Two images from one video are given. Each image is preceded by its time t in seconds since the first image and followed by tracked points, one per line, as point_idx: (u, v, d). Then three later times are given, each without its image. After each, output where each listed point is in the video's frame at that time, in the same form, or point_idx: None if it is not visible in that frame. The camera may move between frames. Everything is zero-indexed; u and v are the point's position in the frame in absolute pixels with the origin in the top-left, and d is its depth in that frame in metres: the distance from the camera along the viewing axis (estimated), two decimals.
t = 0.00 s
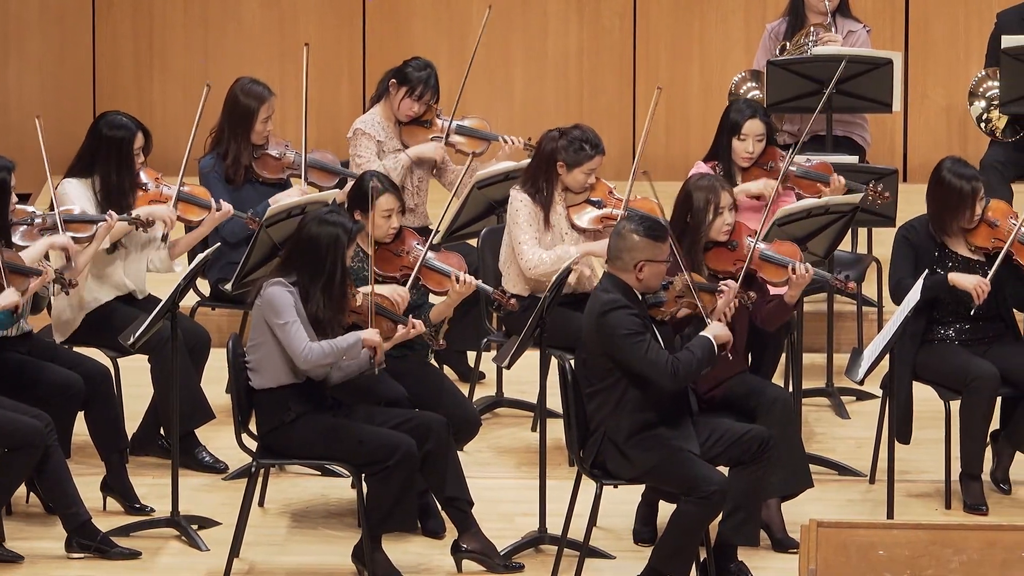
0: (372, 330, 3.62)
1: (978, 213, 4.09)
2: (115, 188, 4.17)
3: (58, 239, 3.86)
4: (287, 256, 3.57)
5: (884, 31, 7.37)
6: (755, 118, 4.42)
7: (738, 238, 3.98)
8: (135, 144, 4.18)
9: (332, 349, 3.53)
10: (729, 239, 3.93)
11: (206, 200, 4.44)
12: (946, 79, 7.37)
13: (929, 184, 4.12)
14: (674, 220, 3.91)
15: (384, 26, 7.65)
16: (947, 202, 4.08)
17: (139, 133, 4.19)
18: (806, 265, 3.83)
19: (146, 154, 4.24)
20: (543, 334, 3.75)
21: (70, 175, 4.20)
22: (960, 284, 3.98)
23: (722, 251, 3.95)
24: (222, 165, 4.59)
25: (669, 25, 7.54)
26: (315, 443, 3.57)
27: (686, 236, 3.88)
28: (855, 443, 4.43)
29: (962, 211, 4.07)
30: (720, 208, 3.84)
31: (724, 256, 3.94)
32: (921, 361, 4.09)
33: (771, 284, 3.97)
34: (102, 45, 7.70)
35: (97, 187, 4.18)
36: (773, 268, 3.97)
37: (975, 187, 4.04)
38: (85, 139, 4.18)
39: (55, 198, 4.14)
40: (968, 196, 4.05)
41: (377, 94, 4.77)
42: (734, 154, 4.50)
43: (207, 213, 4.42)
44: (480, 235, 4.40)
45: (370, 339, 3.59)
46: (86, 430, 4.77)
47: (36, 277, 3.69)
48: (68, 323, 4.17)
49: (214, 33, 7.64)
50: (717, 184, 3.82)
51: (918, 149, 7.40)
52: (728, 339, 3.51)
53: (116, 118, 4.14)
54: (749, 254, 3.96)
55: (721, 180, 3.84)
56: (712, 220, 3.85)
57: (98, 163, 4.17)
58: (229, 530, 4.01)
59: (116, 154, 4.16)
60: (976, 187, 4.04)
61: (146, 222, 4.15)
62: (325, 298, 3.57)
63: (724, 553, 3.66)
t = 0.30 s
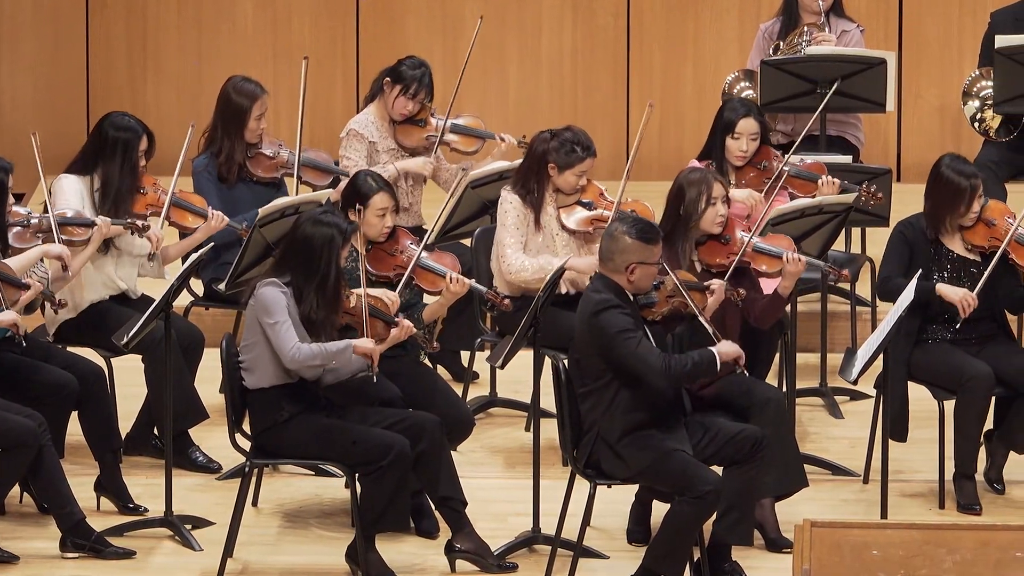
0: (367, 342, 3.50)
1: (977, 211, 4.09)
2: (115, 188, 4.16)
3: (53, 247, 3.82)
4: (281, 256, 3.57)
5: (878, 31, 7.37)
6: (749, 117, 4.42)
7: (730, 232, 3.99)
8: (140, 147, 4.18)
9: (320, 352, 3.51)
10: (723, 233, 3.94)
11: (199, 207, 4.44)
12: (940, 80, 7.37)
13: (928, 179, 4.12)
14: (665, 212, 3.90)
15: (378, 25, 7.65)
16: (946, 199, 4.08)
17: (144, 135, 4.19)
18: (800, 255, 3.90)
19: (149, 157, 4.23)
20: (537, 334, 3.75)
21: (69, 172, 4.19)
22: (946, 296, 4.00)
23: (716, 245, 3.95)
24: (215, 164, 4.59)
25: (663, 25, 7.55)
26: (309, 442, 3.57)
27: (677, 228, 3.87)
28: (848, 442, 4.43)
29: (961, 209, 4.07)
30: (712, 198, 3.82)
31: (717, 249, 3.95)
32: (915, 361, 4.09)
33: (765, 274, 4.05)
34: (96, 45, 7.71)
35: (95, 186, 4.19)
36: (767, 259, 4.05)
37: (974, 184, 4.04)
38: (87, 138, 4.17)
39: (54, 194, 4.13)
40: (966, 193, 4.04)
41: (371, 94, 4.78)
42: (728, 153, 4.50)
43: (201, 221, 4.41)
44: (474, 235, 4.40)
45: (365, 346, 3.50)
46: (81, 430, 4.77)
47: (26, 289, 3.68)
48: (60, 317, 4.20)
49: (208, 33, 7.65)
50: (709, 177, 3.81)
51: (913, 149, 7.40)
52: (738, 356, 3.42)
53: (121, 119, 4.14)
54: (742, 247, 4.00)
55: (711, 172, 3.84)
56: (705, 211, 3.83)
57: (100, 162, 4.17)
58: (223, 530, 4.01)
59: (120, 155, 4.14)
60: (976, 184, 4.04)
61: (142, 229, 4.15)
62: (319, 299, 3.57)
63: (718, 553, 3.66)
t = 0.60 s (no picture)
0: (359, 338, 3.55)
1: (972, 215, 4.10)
2: (113, 185, 4.16)
3: (47, 244, 3.81)
4: (274, 257, 3.57)
5: (871, 31, 7.37)
6: (743, 115, 4.42)
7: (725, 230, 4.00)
8: (134, 143, 4.17)
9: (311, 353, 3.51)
10: (718, 230, 3.94)
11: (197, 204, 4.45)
12: (933, 81, 7.38)
13: (924, 184, 4.13)
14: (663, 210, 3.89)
15: (372, 26, 7.65)
16: (943, 204, 4.09)
17: (137, 131, 4.17)
18: (795, 253, 3.86)
19: (144, 153, 4.23)
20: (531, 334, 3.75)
21: (63, 172, 4.18)
22: (936, 286, 3.96)
23: (711, 242, 3.95)
24: (207, 163, 4.59)
25: (657, 25, 7.54)
26: (301, 443, 3.57)
27: (675, 225, 3.87)
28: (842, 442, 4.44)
29: (958, 213, 4.08)
30: (709, 195, 3.83)
31: (712, 246, 3.94)
32: (909, 361, 4.09)
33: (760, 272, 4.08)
34: (90, 45, 7.71)
35: (90, 185, 4.19)
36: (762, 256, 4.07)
37: (968, 190, 4.05)
38: (81, 138, 4.17)
39: (48, 194, 4.12)
40: (961, 197, 4.06)
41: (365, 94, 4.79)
42: (722, 151, 4.51)
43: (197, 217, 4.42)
44: (466, 235, 4.37)
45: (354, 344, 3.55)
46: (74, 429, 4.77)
47: (25, 282, 3.67)
48: (57, 320, 4.18)
49: (202, 34, 7.65)
50: (705, 174, 3.81)
51: (906, 149, 7.40)
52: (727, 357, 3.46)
53: (113, 117, 4.12)
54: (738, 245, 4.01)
55: (709, 170, 3.84)
56: (701, 207, 3.83)
57: (95, 160, 4.16)
58: (217, 530, 4.01)
59: (116, 153, 4.14)
60: (971, 188, 4.06)
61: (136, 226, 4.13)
62: (313, 298, 3.56)
63: (711, 553, 3.66)
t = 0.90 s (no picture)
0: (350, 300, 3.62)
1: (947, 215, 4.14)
2: (97, 185, 4.16)
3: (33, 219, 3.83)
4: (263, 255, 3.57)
5: (865, 31, 7.38)
6: (735, 117, 4.43)
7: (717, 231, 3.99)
8: (116, 142, 4.17)
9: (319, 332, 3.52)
10: (710, 232, 3.92)
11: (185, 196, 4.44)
12: (926, 81, 7.40)
13: (894, 196, 4.15)
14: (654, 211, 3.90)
15: (365, 25, 7.65)
16: (914, 211, 4.11)
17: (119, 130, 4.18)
18: (787, 256, 3.92)
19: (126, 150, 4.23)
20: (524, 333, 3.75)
21: (49, 177, 4.18)
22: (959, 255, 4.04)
23: (704, 244, 3.94)
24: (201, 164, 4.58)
25: (650, 24, 7.55)
26: (295, 443, 3.57)
27: (665, 230, 3.88)
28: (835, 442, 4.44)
29: (931, 215, 4.10)
30: (699, 199, 3.84)
31: (705, 247, 3.93)
32: (902, 361, 4.10)
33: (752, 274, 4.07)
34: (84, 45, 7.71)
35: (78, 187, 4.18)
36: (754, 257, 4.07)
37: (939, 192, 4.09)
38: (62, 139, 4.16)
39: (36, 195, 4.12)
40: (935, 200, 4.10)
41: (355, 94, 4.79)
42: (713, 155, 4.51)
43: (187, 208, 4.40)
44: (461, 235, 4.43)
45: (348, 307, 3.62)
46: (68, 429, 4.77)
47: (20, 273, 3.68)
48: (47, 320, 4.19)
49: (195, 34, 7.65)
50: (696, 175, 3.83)
51: (900, 149, 7.40)
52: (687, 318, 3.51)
53: (95, 117, 4.13)
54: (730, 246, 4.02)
55: (698, 171, 3.85)
56: (691, 211, 3.85)
57: (78, 162, 4.16)
58: (211, 530, 4.00)
59: (99, 152, 4.14)
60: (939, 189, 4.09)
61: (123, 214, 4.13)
62: (303, 296, 3.57)
63: (705, 552, 3.66)
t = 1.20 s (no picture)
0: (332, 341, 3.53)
1: (942, 203, 4.14)
2: (87, 182, 4.15)
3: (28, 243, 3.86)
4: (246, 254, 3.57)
5: (858, 30, 7.39)
6: (733, 111, 4.46)
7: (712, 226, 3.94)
8: (109, 135, 4.18)
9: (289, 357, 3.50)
10: (705, 227, 3.89)
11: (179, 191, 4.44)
12: (921, 79, 7.40)
13: (894, 172, 4.19)
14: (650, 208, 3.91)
15: (359, 25, 7.65)
16: (908, 188, 4.15)
17: (112, 124, 4.18)
18: (782, 248, 3.87)
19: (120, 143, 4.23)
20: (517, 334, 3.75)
21: (41, 175, 4.18)
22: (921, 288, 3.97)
23: (698, 239, 3.90)
24: (195, 162, 4.59)
25: (644, 24, 7.54)
26: (288, 443, 3.57)
27: (660, 223, 3.88)
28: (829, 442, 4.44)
29: (925, 197, 4.13)
30: (693, 194, 3.81)
31: (699, 242, 3.90)
32: (896, 362, 4.10)
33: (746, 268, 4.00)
34: (77, 46, 7.71)
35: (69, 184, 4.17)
36: (748, 250, 4.01)
37: (935, 177, 4.10)
38: (55, 136, 4.17)
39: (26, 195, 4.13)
40: (929, 184, 4.11)
41: (352, 93, 4.79)
42: (710, 148, 4.52)
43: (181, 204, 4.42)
44: (455, 236, 4.41)
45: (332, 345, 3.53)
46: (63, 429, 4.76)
47: (13, 270, 3.69)
48: (41, 323, 4.18)
49: (189, 34, 7.65)
50: (690, 171, 3.81)
51: (894, 148, 7.40)
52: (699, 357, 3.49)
53: (87, 111, 4.14)
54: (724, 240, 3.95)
55: (694, 167, 3.83)
56: (687, 205, 3.82)
57: (71, 157, 4.15)
58: (204, 529, 4.00)
59: (89, 148, 4.14)
60: (939, 174, 4.10)
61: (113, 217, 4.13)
62: (286, 286, 3.54)
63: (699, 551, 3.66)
